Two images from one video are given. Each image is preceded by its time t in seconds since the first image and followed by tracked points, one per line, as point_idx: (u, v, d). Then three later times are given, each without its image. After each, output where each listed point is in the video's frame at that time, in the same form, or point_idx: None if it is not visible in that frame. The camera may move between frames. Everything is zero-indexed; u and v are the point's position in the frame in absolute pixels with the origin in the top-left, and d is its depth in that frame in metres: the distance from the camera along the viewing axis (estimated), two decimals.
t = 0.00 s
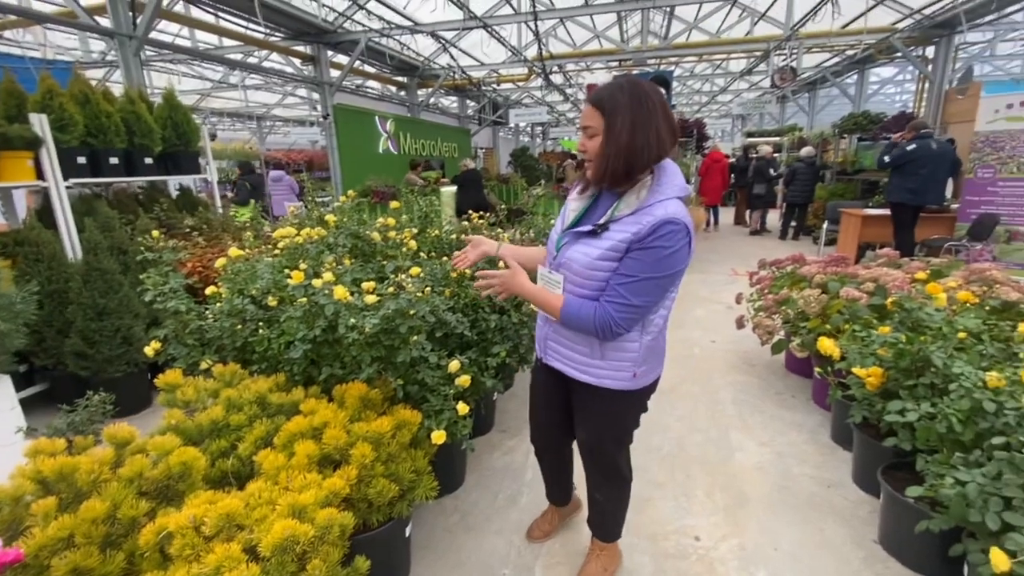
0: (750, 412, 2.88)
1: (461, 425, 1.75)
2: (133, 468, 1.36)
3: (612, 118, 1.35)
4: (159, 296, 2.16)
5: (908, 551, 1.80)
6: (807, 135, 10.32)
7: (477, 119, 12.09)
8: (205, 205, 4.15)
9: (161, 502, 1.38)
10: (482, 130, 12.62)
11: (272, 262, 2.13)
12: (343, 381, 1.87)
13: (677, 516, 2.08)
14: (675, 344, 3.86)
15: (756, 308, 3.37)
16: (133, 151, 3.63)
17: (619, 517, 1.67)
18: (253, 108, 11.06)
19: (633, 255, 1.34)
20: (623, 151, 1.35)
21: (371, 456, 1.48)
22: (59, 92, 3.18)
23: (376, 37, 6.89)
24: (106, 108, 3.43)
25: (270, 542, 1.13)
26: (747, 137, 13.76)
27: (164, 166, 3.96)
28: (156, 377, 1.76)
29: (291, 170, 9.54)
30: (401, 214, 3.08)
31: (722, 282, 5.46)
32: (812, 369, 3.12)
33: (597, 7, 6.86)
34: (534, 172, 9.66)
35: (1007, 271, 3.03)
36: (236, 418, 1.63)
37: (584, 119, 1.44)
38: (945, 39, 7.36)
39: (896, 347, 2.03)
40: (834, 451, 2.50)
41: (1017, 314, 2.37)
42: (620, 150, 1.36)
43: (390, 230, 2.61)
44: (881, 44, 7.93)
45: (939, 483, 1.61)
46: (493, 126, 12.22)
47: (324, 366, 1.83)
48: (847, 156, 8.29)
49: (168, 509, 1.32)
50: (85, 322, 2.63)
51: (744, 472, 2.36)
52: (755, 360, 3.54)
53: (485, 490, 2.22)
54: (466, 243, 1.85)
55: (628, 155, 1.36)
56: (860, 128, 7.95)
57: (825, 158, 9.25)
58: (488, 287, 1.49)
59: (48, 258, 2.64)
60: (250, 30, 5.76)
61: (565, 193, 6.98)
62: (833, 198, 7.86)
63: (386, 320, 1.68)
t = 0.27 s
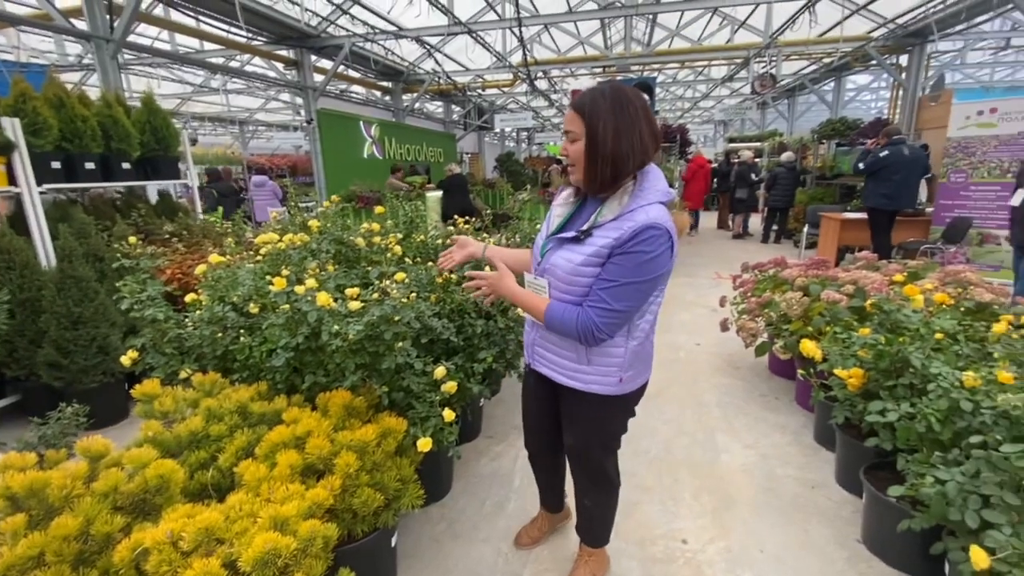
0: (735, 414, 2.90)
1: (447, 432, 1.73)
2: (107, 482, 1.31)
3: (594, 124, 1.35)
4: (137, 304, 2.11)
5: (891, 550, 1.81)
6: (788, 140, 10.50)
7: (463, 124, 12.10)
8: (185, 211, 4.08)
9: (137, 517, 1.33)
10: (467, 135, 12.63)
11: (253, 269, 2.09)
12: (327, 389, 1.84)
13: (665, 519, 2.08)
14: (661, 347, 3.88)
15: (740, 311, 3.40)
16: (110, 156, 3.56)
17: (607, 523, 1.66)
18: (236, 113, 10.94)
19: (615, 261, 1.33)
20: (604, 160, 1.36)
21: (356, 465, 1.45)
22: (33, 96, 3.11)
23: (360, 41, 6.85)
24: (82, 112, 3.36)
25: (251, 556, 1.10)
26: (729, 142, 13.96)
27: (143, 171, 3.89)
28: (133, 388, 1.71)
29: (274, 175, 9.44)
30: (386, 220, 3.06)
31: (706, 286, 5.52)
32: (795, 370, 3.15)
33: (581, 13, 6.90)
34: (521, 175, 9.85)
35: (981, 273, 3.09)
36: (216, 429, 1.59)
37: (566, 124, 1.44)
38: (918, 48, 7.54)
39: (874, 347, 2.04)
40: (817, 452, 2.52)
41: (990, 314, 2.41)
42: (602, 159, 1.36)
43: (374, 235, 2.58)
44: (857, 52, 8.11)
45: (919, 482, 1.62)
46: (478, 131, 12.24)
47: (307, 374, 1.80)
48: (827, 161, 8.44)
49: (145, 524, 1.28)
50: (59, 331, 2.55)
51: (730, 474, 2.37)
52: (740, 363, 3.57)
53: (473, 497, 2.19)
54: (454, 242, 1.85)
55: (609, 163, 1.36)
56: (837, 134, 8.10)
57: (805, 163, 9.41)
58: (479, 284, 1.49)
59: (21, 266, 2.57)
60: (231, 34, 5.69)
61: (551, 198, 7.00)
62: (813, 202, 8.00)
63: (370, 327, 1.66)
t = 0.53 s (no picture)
0: (724, 415, 2.91)
1: (437, 437, 1.71)
2: (87, 493, 1.28)
3: (577, 128, 1.35)
4: (118, 310, 2.07)
5: (878, 549, 1.82)
6: (772, 144, 10.63)
7: (450, 127, 12.08)
8: (168, 215, 4.02)
9: (119, 529, 1.30)
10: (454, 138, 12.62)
11: (238, 274, 2.06)
12: (315, 395, 1.82)
13: (655, 521, 2.07)
14: (649, 349, 3.90)
15: (727, 313, 3.42)
16: (90, 159, 3.49)
17: (600, 526, 1.66)
18: (220, 115, 10.83)
19: (607, 264, 1.33)
20: (587, 163, 1.36)
21: (344, 472, 1.43)
22: (10, 98, 3.04)
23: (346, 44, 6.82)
24: (61, 114, 3.30)
25: (236, 567, 1.07)
26: (715, 146, 14.10)
27: (124, 174, 3.82)
28: (114, 396, 1.66)
29: (259, 179, 9.35)
30: (373, 223, 3.04)
31: (694, 288, 5.56)
32: (782, 371, 3.18)
33: (567, 17, 6.94)
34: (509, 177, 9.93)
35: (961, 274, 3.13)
36: (200, 437, 1.56)
37: (550, 129, 1.44)
38: (897, 53, 7.69)
39: (859, 348, 2.03)
40: (804, 452, 2.53)
41: (970, 314, 2.44)
42: (585, 162, 1.36)
43: (362, 239, 2.56)
44: (838, 57, 8.24)
45: (904, 480, 1.61)
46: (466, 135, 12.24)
47: (294, 380, 1.77)
48: (810, 164, 8.55)
49: (127, 536, 1.25)
50: (37, 338, 2.49)
51: (719, 474, 2.38)
52: (727, 364, 3.60)
53: (463, 502, 2.18)
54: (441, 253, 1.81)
55: (594, 166, 1.36)
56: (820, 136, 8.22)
57: (789, 166, 9.53)
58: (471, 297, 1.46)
59: None
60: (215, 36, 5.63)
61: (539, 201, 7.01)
62: (797, 205, 8.10)
63: (358, 332, 1.64)
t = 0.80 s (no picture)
0: (717, 415, 2.92)
1: (431, 440, 1.70)
2: (73, 501, 1.25)
3: (566, 129, 1.35)
4: (106, 314, 2.03)
5: (873, 548, 1.81)
6: (762, 144, 10.70)
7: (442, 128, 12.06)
8: (157, 217, 3.97)
9: (107, 538, 1.28)
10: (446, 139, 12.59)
11: (228, 277, 2.04)
12: (307, 399, 1.79)
13: (650, 522, 2.07)
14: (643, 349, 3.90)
15: (720, 312, 3.43)
16: (76, 160, 3.44)
17: (596, 526, 1.65)
18: (209, 116, 10.73)
19: (599, 263, 1.32)
20: (576, 164, 1.35)
21: (338, 477, 1.41)
22: None
23: (336, 45, 6.78)
24: (45, 114, 3.24)
25: None
26: (706, 146, 14.18)
27: (111, 175, 3.77)
28: (101, 402, 1.63)
29: (249, 180, 9.27)
30: (366, 224, 3.02)
31: (686, 288, 5.58)
32: (774, 370, 3.19)
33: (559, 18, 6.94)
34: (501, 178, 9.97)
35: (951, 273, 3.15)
36: (190, 443, 1.53)
37: (541, 130, 1.43)
38: (883, 55, 7.77)
39: (851, 347, 2.02)
40: (797, 450, 2.54)
41: (960, 312, 2.46)
42: (574, 163, 1.36)
43: (354, 240, 2.54)
44: (826, 59, 8.32)
45: (897, 478, 1.59)
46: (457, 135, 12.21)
47: (286, 383, 1.75)
48: (800, 165, 8.62)
49: (115, 544, 1.22)
50: (21, 343, 2.45)
51: (713, 474, 2.38)
52: (720, 363, 3.61)
53: (458, 505, 2.16)
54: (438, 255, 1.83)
55: (583, 166, 1.35)
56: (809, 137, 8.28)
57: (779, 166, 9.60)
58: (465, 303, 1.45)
59: None
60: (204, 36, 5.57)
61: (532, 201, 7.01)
62: (787, 205, 8.15)
63: (350, 334, 1.62)
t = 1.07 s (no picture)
0: (713, 413, 2.92)
1: (427, 443, 1.67)
2: (59, 510, 1.22)
3: (560, 128, 1.33)
4: (91, 317, 1.99)
5: (870, 545, 1.81)
6: (753, 143, 10.74)
7: (434, 128, 12.02)
8: (144, 216, 3.91)
9: (94, 547, 1.24)
10: (438, 138, 12.56)
11: (218, 277, 2.00)
12: (300, 402, 1.76)
13: (647, 523, 2.06)
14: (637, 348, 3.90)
15: (714, 311, 3.43)
16: (61, 159, 3.38)
17: (594, 527, 1.63)
18: (198, 114, 10.60)
19: (596, 263, 1.30)
20: (570, 163, 1.34)
21: (332, 481, 1.39)
22: None
23: (327, 43, 6.72)
24: (28, 112, 3.18)
25: None
26: (697, 146, 14.24)
27: (97, 174, 3.70)
28: (87, 407, 1.58)
29: (238, 179, 9.18)
30: (358, 224, 2.99)
31: (679, 286, 5.58)
32: (769, 368, 3.19)
33: (550, 16, 6.92)
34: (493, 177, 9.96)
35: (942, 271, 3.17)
36: (179, 448, 1.50)
37: (535, 128, 1.42)
38: (873, 55, 7.82)
39: (848, 345, 2.02)
40: (793, 448, 2.54)
41: (952, 310, 2.46)
42: (567, 163, 1.34)
43: (346, 240, 2.51)
44: (816, 58, 8.37)
45: (896, 477, 1.59)
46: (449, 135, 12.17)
47: (278, 386, 1.71)
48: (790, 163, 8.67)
49: (102, 555, 1.19)
50: (4, 346, 2.38)
51: (710, 473, 2.37)
52: (714, 361, 3.61)
53: (454, 507, 2.14)
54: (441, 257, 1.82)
55: (577, 166, 1.34)
56: (800, 136, 8.32)
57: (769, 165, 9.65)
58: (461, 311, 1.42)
59: None
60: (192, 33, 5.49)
61: (524, 200, 6.99)
62: (778, 203, 8.20)
63: (343, 336, 1.59)
